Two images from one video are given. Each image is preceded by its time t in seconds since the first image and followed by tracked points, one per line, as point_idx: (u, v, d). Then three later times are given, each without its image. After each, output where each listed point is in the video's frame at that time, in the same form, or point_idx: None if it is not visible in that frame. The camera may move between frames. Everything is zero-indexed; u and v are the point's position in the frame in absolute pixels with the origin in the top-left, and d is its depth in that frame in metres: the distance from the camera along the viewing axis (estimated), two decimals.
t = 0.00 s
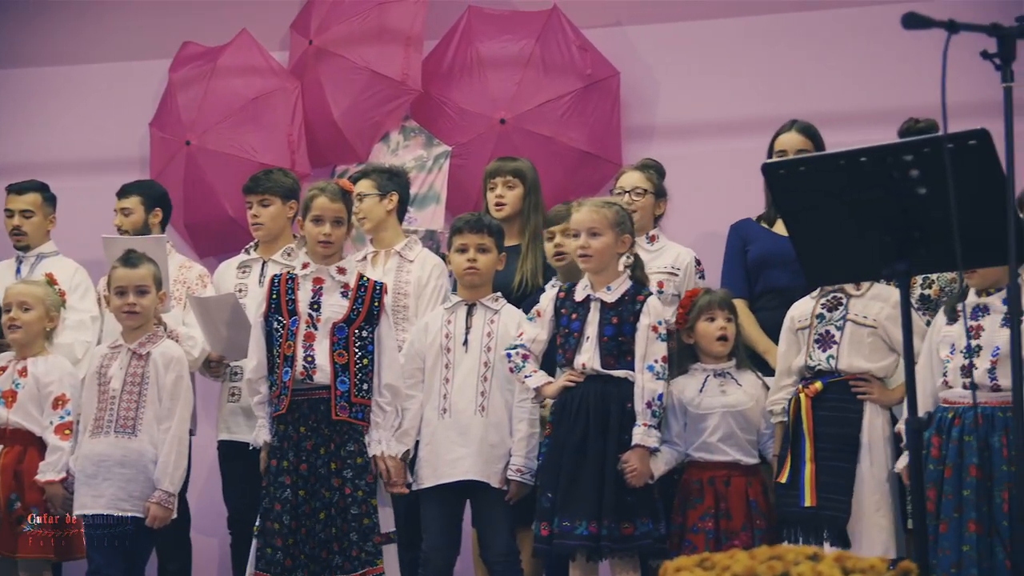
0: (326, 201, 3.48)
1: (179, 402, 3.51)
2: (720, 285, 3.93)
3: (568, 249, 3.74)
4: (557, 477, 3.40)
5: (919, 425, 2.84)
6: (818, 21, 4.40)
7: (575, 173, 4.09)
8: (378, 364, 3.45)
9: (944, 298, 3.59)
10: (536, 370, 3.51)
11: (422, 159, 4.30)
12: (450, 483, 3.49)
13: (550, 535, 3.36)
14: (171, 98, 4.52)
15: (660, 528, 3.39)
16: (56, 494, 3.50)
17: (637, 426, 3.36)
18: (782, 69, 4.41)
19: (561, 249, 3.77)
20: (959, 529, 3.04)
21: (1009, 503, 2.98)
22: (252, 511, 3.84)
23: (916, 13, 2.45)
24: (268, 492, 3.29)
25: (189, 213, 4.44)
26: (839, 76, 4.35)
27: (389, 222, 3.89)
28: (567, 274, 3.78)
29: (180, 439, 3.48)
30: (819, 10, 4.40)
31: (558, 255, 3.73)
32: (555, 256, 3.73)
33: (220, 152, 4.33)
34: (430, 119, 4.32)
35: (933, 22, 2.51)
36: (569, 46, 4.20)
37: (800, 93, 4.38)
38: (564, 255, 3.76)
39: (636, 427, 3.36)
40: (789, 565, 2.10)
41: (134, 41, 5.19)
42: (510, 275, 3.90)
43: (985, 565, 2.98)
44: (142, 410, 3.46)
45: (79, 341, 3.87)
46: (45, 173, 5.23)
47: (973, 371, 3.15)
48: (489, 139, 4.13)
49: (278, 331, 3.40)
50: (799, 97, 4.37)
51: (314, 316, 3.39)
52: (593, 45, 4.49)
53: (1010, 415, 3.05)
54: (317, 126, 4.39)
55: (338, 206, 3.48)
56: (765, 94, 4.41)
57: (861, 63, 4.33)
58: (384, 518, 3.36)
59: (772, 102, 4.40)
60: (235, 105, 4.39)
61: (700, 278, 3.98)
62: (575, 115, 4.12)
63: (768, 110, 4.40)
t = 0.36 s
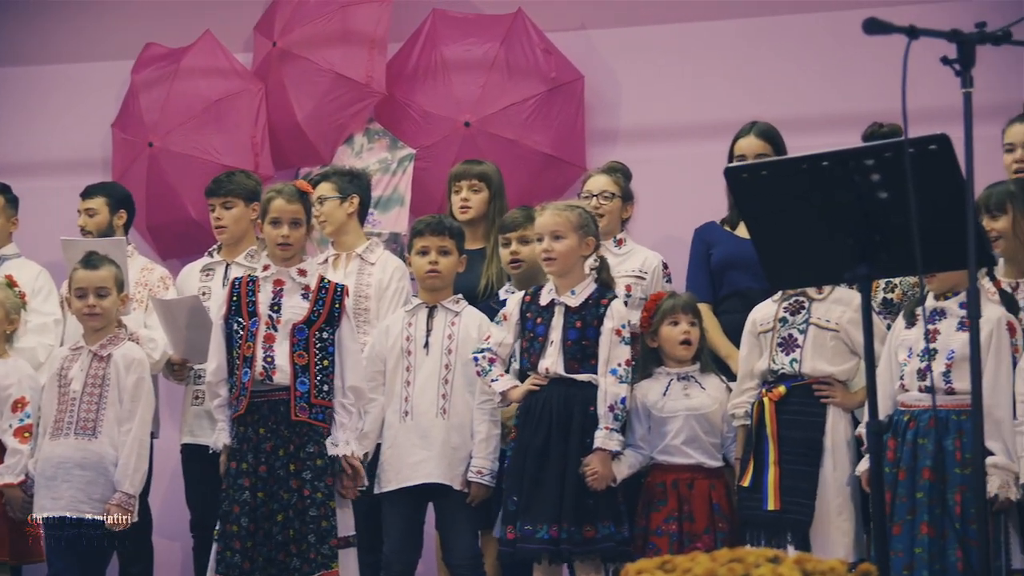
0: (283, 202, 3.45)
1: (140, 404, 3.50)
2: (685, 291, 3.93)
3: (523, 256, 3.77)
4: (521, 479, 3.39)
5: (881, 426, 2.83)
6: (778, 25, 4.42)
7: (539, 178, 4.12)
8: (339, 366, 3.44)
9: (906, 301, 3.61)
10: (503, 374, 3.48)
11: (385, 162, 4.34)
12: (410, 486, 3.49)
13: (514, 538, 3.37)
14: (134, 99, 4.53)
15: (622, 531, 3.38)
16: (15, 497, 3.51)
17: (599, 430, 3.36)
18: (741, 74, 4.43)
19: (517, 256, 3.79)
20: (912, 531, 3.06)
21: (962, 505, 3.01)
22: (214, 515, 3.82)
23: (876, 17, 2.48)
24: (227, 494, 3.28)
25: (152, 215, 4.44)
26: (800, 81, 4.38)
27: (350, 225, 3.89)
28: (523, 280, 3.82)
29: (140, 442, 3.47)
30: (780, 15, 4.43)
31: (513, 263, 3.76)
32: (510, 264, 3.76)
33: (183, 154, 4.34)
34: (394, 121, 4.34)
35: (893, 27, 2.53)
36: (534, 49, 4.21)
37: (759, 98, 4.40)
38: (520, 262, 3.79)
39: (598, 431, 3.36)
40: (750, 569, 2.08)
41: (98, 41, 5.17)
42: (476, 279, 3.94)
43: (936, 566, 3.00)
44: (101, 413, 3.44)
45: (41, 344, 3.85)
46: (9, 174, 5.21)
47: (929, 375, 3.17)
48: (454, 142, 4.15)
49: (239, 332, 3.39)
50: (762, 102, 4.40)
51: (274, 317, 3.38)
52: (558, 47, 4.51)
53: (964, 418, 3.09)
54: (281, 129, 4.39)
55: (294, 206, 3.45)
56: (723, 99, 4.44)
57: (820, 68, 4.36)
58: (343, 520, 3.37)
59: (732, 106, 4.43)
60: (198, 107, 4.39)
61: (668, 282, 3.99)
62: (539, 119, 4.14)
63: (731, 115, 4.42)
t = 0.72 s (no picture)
0: (240, 202, 3.45)
1: (99, 406, 3.48)
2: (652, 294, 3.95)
3: (490, 260, 3.76)
4: (482, 482, 3.38)
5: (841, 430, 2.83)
6: (738, 29, 4.49)
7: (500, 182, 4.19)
8: (300, 368, 3.43)
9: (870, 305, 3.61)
10: (466, 378, 3.49)
11: (350, 163, 4.37)
12: (371, 489, 3.48)
13: (475, 542, 3.35)
14: (97, 100, 4.56)
15: (586, 534, 3.35)
16: None
17: (563, 432, 3.34)
18: (705, 78, 4.49)
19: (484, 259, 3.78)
20: (876, 535, 3.07)
21: (924, 508, 3.02)
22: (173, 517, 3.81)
23: (838, 25, 2.33)
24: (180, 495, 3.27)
25: (115, 216, 4.45)
26: (763, 85, 4.43)
27: (312, 228, 3.89)
28: (488, 282, 3.81)
29: (100, 445, 3.44)
30: (742, 19, 4.49)
31: (480, 265, 3.74)
32: (477, 267, 3.75)
33: (145, 155, 4.36)
34: (359, 125, 4.40)
35: (856, 33, 2.43)
36: (498, 52, 4.27)
37: (722, 102, 4.47)
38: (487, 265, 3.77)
39: (562, 433, 3.33)
40: (710, 570, 2.00)
41: (61, 39, 5.15)
42: (440, 282, 3.92)
43: (899, 570, 3.01)
44: (60, 415, 3.42)
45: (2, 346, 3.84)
46: None
47: (891, 378, 3.17)
48: (418, 144, 4.21)
49: (198, 331, 3.38)
50: (726, 106, 4.46)
51: (234, 317, 3.37)
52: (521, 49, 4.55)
53: (925, 422, 3.09)
54: (244, 131, 4.41)
55: (251, 205, 3.45)
56: (686, 104, 4.50)
57: (782, 73, 4.42)
58: (301, 523, 3.35)
59: (696, 110, 4.49)
60: (161, 108, 4.42)
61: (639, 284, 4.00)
62: (502, 122, 4.20)
63: (695, 118, 4.49)
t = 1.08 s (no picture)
0: (202, 205, 3.44)
1: (58, 409, 3.47)
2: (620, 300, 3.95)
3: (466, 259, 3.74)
4: (450, 486, 3.36)
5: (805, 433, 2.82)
6: (700, 35, 4.52)
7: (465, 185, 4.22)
8: (265, 371, 3.42)
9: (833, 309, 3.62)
10: (427, 382, 3.47)
11: (314, 166, 4.38)
12: (336, 493, 3.47)
13: (445, 546, 3.31)
14: (59, 102, 4.55)
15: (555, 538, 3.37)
16: None
17: (534, 436, 3.34)
18: (670, 83, 4.52)
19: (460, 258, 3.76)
20: (843, 539, 3.08)
21: (890, 513, 3.03)
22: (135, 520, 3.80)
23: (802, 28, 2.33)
24: (142, 498, 3.25)
25: (77, 219, 4.44)
26: (727, 90, 4.47)
27: (276, 230, 3.87)
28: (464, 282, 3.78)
29: (57, 448, 3.43)
30: (707, 25, 4.52)
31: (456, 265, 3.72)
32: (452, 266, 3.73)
33: (107, 157, 4.35)
34: (323, 128, 4.41)
35: (818, 39, 2.45)
36: (464, 55, 4.32)
37: (687, 106, 4.50)
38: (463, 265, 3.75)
39: (533, 437, 3.33)
40: None
41: (25, 41, 5.12)
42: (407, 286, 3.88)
43: (867, 573, 3.02)
44: (18, 418, 3.41)
45: None
46: None
47: (856, 384, 3.16)
48: (383, 147, 4.24)
49: (162, 333, 3.36)
50: (691, 110, 4.49)
51: (199, 319, 3.35)
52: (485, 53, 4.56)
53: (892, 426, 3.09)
54: (208, 133, 4.40)
55: (212, 207, 3.44)
56: (652, 108, 4.53)
57: (746, 79, 4.45)
58: (265, 526, 3.35)
59: (661, 115, 4.52)
60: (124, 110, 4.41)
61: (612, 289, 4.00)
62: (467, 126, 4.24)
63: (661, 122, 4.51)
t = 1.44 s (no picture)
0: (166, 209, 3.43)
1: (22, 413, 3.44)
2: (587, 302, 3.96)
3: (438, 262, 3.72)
4: (418, 490, 3.34)
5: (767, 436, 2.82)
6: (666, 39, 4.54)
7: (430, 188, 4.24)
8: (230, 375, 3.40)
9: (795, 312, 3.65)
10: (391, 386, 3.46)
11: (279, 169, 4.39)
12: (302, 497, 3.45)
13: (413, 549, 3.29)
14: (22, 102, 4.53)
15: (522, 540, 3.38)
16: None
17: (501, 438, 3.32)
18: (635, 87, 4.54)
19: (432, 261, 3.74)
20: (826, 540, 3.07)
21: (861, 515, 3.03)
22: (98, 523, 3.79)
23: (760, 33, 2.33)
24: (106, 503, 3.25)
25: (41, 221, 4.43)
26: (693, 94, 4.49)
27: (241, 233, 3.87)
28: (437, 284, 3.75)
29: (22, 450, 3.42)
30: (672, 28, 4.54)
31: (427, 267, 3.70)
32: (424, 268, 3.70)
33: (71, 159, 4.34)
34: (288, 131, 4.41)
35: (779, 43, 2.42)
36: (430, 58, 4.32)
37: (653, 110, 4.51)
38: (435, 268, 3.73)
39: (501, 440, 3.32)
40: None
41: None
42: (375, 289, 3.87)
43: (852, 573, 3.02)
44: None
45: None
46: None
47: (828, 386, 3.16)
48: (348, 150, 4.24)
49: (128, 337, 3.37)
50: (656, 114, 4.51)
51: (165, 323, 3.36)
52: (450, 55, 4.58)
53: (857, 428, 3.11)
54: (173, 135, 4.40)
55: (176, 211, 3.43)
56: (618, 111, 4.55)
57: (711, 82, 4.48)
58: (230, 530, 3.30)
59: (627, 118, 4.54)
60: (88, 112, 4.39)
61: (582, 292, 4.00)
62: (433, 130, 4.24)
63: (627, 126, 4.54)
